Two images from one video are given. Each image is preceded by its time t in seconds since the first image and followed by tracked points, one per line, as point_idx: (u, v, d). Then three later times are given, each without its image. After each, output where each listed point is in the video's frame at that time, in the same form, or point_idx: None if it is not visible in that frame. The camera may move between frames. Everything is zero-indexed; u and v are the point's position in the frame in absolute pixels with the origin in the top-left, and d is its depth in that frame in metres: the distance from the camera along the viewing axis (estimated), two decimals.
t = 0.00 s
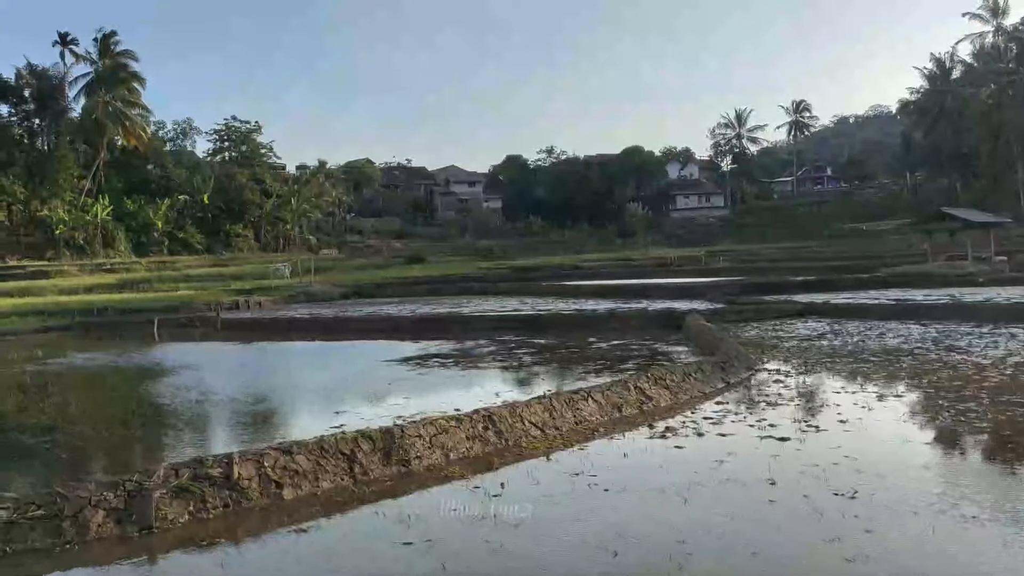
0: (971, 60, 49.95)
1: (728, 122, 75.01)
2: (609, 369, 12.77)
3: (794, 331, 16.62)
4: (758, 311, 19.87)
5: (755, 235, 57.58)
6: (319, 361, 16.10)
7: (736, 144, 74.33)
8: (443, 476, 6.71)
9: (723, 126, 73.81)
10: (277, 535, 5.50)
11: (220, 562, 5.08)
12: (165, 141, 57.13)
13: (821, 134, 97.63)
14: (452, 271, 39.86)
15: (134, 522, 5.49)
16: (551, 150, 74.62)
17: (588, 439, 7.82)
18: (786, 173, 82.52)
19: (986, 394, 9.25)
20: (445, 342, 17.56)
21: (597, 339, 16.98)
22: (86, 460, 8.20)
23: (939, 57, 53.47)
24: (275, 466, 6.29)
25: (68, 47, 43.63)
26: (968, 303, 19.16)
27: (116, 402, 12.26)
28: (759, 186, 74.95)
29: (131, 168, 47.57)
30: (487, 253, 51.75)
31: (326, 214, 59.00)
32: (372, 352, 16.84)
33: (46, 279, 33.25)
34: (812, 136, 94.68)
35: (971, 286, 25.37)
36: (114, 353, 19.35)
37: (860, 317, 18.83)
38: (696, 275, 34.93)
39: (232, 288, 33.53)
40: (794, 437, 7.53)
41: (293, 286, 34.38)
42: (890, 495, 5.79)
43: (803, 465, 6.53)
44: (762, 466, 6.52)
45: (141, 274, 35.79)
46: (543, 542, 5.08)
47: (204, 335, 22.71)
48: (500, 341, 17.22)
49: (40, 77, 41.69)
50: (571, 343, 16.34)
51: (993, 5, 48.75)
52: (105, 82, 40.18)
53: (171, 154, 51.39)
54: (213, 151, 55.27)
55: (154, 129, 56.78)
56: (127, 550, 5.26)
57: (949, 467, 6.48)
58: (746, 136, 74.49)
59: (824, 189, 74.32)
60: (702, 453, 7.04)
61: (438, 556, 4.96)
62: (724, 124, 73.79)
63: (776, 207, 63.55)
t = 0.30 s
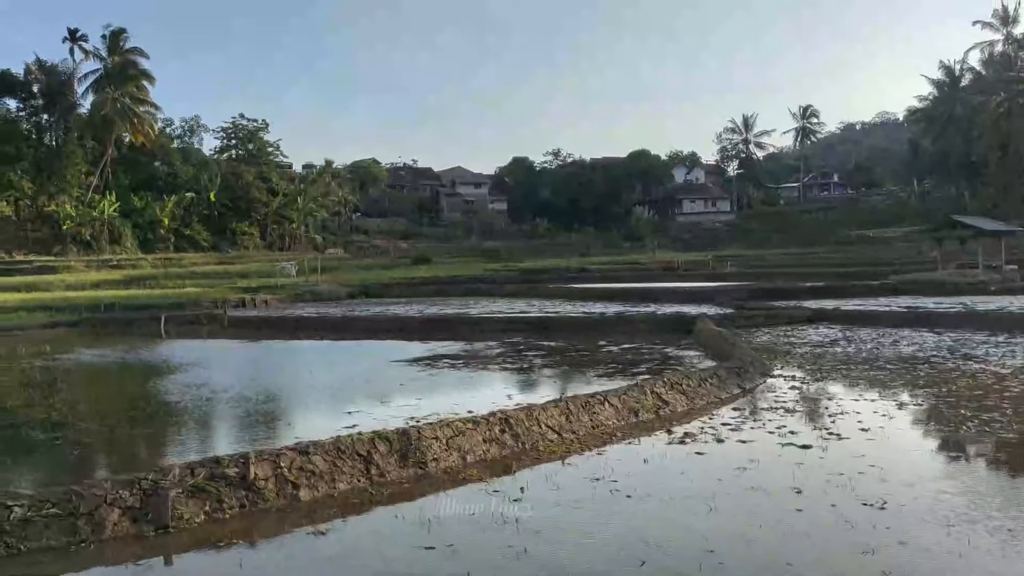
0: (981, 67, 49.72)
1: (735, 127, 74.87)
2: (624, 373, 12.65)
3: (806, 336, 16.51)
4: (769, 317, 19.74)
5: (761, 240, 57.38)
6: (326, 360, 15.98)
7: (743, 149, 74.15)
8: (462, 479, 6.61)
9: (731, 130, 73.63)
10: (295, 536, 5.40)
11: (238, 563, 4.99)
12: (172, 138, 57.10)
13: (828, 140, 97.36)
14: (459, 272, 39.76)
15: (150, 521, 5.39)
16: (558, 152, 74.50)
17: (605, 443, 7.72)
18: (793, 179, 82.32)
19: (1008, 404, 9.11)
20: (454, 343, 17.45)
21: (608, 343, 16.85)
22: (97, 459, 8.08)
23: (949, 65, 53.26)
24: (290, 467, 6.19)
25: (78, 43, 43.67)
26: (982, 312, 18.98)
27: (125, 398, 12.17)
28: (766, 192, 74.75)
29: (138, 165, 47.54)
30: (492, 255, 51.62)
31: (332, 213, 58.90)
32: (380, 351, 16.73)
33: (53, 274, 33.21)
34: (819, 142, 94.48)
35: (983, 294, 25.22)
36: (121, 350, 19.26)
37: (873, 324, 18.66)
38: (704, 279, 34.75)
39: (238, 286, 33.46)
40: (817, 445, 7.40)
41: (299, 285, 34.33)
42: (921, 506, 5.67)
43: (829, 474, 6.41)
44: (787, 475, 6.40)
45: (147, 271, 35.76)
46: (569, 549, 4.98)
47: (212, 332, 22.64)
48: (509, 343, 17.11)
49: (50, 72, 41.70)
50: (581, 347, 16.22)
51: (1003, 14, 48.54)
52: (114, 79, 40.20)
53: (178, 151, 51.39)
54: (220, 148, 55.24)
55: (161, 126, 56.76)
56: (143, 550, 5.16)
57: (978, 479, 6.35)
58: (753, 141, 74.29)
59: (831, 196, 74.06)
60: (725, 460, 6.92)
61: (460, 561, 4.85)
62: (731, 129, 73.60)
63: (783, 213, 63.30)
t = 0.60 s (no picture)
0: (994, 78, 49.52)
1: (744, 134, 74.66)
2: (637, 378, 12.54)
3: (818, 345, 16.37)
4: (780, 324, 19.60)
5: (769, 247, 57.19)
6: (333, 359, 15.87)
7: (752, 156, 73.97)
8: (478, 482, 6.52)
9: (740, 137, 73.42)
10: (311, 538, 5.29)
11: (252, 563, 4.89)
12: (181, 132, 57.18)
13: (837, 148, 97.15)
14: (466, 273, 39.65)
15: (164, 519, 5.30)
16: (566, 155, 74.40)
17: (623, 450, 7.59)
18: (801, 186, 82.05)
19: None
20: (464, 344, 17.37)
21: (618, 347, 16.75)
22: (108, 453, 7.96)
23: (961, 75, 53.06)
24: (305, 467, 6.07)
25: (90, 36, 43.69)
26: (996, 323, 18.81)
27: (132, 392, 12.09)
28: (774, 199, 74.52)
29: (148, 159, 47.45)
30: (499, 257, 51.52)
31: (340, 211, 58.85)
32: (388, 351, 16.64)
33: (60, 266, 33.21)
34: (828, 150, 94.18)
35: (995, 306, 25.02)
36: (128, 343, 19.18)
37: (885, 334, 18.53)
38: (713, 285, 34.60)
39: (246, 282, 33.39)
40: (839, 456, 7.28)
41: (306, 282, 34.30)
42: (951, 521, 5.55)
43: (852, 487, 6.30)
44: (810, 486, 6.29)
45: (154, 264, 35.73)
46: (591, 559, 4.88)
47: (219, 328, 22.61)
48: (519, 345, 17.01)
49: (61, 65, 41.70)
50: (592, 350, 16.11)
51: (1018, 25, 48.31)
52: (125, 71, 40.24)
53: (188, 145, 51.42)
54: (229, 144, 55.28)
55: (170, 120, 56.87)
56: (156, 547, 5.08)
57: (1005, 493, 6.23)
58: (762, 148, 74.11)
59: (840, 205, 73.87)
60: (746, 470, 6.80)
61: (480, 568, 4.76)
62: (741, 135, 73.40)
63: (791, 220, 63.10)
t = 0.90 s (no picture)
0: (1001, 83, 49.33)
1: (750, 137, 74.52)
2: (647, 382, 12.44)
3: (828, 350, 16.27)
4: (788, 329, 19.49)
5: (774, 251, 57.04)
6: (340, 360, 15.79)
7: (758, 159, 73.82)
8: (492, 487, 6.44)
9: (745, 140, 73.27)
10: (324, 543, 5.22)
11: (266, 569, 4.81)
12: (187, 131, 57.21)
13: (842, 152, 96.97)
14: (471, 274, 39.60)
15: (176, 524, 5.22)
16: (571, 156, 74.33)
17: (636, 456, 7.49)
18: (806, 190, 81.88)
19: None
20: (470, 346, 17.29)
21: (627, 350, 16.66)
22: (119, 454, 7.87)
23: (968, 80, 52.89)
24: (318, 471, 5.99)
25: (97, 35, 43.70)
26: (1005, 330, 18.69)
27: (138, 392, 12.02)
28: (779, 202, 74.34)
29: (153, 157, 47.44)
30: (504, 258, 51.41)
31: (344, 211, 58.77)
32: (395, 352, 16.56)
33: (65, 264, 33.17)
34: (833, 154, 93.99)
35: (1003, 312, 24.89)
36: (134, 341, 19.13)
37: (894, 339, 18.42)
38: (718, 288, 34.50)
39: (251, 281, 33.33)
40: (856, 464, 7.19)
41: (311, 282, 34.24)
42: (974, 531, 5.47)
43: (872, 496, 6.21)
44: (829, 495, 6.21)
45: (159, 263, 35.69)
46: (610, 568, 4.80)
47: (225, 327, 22.55)
48: (526, 347, 16.92)
49: (67, 62, 41.66)
50: (600, 354, 16.02)
51: None
52: (131, 70, 40.23)
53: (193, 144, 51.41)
54: (234, 143, 55.31)
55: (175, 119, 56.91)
56: (169, 552, 5.00)
57: None
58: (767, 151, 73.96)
59: (845, 208, 73.68)
60: (763, 477, 6.71)
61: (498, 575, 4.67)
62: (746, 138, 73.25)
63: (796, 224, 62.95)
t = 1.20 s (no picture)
0: (1006, 83, 49.15)
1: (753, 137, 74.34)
2: (658, 381, 12.31)
3: (838, 349, 16.13)
4: (797, 328, 19.36)
5: (778, 250, 56.87)
6: (346, 359, 15.67)
7: (761, 159, 73.65)
8: (508, 487, 6.32)
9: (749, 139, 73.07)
10: (341, 544, 5.12)
11: (282, 569, 4.71)
12: (190, 130, 57.16)
13: (846, 152, 96.75)
14: (474, 273, 39.49)
15: (189, 524, 5.11)
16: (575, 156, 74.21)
17: (652, 456, 7.36)
18: (810, 190, 81.69)
19: None
20: (478, 345, 17.17)
21: (635, 350, 16.52)
22: (128, 453, 7.74)
23: (973, 80, 52.69)
24: (333, 471, 5.88)
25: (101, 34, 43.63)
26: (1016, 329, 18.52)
27: (144, 391, 11.91)
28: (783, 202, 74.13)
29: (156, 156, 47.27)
30: (507, 258, 51.29)
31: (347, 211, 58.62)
32: (402, 351, 16.44)
33: (68, 263, 33.08)
34: (836, 154, 93.79)
35: (1012, 312, 24.72)
36: (138, 341, 19.02)
37: (904, 339, 18.27)
38: (723, 288, 34.34)
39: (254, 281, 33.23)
40: (877, 464, 7.07)
41: (315, 281, 34.13)
42: (1004, 532, 5.34)
43: (898, 497, 6.07)
44: (853, 496, 6.08)
45: (161, 262, 35.56)
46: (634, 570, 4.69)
47: (229, 326, 22.45)
48: (534, 346, 16.79)
49: (71, 62, 41.57)
50: (609, 353, 15.89)
51: None
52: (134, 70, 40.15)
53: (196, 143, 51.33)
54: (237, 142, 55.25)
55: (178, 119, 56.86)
56: (182, 552, 4.90)
57: None
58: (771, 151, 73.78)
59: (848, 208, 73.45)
60: (785, 478, 6.59)
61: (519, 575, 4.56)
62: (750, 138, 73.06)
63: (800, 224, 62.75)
